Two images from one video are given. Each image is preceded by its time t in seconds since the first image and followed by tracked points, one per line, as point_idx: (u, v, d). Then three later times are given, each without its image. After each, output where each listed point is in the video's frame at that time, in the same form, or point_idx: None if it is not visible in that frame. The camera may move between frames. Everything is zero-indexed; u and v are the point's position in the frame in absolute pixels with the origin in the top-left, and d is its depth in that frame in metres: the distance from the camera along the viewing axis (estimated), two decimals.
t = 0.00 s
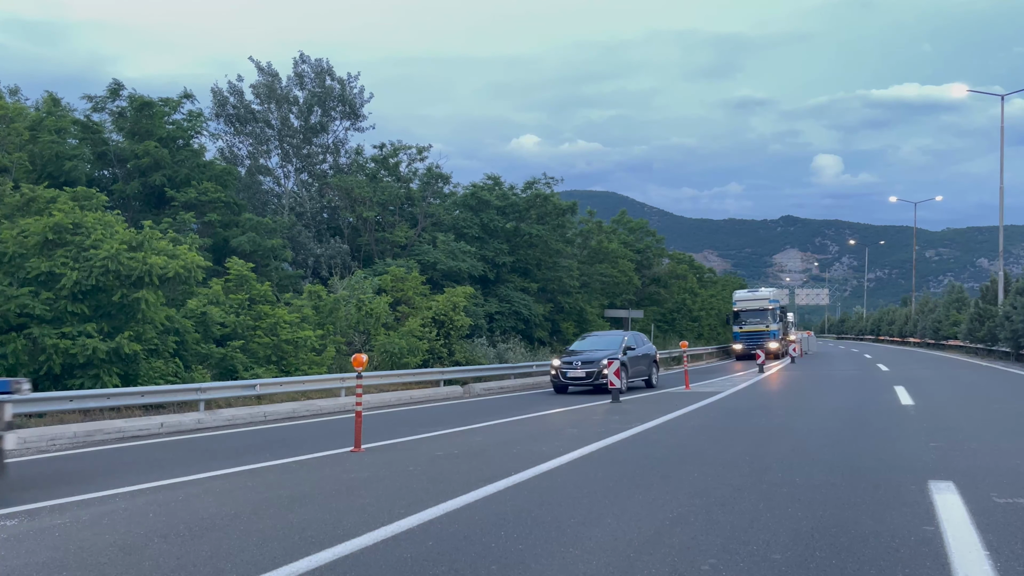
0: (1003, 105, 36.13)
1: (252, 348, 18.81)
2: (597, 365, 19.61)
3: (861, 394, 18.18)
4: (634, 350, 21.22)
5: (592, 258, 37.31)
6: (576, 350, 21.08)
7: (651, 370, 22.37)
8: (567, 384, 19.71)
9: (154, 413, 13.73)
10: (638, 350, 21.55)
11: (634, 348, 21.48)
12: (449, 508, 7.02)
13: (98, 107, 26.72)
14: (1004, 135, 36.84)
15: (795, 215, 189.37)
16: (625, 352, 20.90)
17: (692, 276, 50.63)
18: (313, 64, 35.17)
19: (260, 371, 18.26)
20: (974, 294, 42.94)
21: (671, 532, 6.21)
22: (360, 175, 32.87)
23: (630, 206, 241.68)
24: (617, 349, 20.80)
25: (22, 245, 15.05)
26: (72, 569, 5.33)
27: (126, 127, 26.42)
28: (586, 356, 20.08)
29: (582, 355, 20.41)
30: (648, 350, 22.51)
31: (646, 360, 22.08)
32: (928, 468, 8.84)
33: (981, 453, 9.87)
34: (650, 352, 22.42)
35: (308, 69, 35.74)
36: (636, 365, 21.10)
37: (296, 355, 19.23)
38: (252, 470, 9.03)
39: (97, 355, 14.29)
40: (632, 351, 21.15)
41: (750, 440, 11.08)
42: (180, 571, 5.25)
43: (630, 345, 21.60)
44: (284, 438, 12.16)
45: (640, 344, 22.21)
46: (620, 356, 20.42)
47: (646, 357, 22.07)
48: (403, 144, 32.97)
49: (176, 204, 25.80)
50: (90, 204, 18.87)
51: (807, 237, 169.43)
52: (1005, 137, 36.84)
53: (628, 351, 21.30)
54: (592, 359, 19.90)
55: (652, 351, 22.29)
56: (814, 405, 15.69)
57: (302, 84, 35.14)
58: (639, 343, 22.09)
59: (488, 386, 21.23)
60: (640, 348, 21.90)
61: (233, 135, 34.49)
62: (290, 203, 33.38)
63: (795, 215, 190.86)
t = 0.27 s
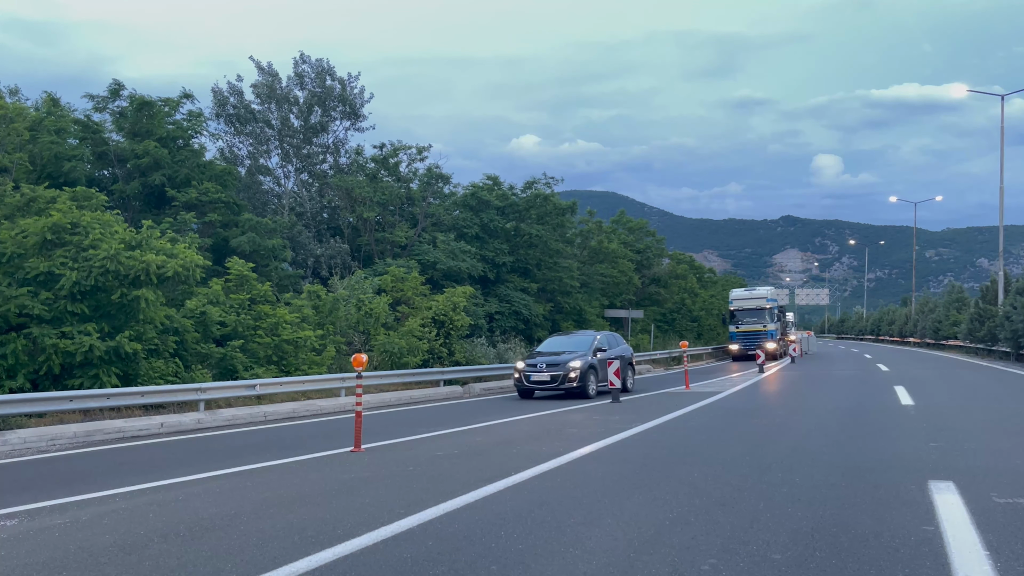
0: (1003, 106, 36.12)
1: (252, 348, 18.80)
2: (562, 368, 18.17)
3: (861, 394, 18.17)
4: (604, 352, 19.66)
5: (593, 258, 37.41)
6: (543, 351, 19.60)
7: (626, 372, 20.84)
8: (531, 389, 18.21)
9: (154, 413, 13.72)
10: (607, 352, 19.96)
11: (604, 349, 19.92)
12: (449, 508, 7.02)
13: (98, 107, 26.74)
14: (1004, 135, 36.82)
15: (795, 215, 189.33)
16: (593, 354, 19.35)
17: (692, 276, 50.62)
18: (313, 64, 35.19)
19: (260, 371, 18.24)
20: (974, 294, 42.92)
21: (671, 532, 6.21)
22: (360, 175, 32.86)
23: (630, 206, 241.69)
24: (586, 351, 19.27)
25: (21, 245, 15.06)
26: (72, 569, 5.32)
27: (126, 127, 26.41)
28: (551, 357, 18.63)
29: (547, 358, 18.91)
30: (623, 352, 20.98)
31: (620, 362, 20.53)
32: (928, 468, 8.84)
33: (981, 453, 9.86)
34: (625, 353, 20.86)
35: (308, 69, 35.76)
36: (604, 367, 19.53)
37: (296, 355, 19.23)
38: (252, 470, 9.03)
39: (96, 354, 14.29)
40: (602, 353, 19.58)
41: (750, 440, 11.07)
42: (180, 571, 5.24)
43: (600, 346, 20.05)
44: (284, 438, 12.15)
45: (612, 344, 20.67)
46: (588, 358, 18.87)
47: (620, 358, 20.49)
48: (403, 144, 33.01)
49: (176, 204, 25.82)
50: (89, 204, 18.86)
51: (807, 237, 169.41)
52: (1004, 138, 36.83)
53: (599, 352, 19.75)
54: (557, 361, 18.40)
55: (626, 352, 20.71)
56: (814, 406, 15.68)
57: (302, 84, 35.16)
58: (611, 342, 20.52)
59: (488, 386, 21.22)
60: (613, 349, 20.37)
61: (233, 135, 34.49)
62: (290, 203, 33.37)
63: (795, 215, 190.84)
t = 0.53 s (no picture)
0: (1003, 106, 36.11)
1: (253, 348, 18.80)
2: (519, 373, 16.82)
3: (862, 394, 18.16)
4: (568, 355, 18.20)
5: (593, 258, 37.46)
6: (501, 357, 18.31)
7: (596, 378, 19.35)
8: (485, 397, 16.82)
9: (154, 413, 13.73)
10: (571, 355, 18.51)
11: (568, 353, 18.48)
12: (449, 508, 7.02)
13: (98, 106, 26.73)
14: (1004, 135, 36.81)
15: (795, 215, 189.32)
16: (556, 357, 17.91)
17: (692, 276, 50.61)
18: (313, 64, 35.19)
19: (261, 371, 18.23)
20: (974, 294, 42.91)
21: (671, 532, 6.20)
22: (360, 175, 32.86)
23: (630, 206, 241.70)
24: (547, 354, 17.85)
25: (20, 245, 15.06)
26: (72, 569, 5.32)
27: (126, 127, 26.40)
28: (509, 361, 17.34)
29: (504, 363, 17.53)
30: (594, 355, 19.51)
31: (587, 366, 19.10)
32: (928, 468, 8.84)
33: (982, 453, 9.86)
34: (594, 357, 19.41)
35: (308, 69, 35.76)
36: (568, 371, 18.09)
37: (296, 355, 19.22)
38: (252, 470, 9.02)
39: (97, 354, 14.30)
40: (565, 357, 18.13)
41: (750, 441, 11.06)
42: (180, 571, 5.24)
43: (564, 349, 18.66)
44: (284, 438, 12.15)
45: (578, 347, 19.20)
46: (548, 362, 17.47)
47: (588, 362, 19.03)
48: (403, 144, 33.01)
49: (176, 204, 25.83)
50: (88, 203, 18.85)
51: (807, 237, 169.38)
52: (1004, 138, 36.83)
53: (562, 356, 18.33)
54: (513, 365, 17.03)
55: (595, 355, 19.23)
56: (814, 406, 15.67)
57: (302, 84, 35.16)
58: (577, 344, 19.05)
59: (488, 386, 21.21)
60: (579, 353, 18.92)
61: (232, 135, 34.48)
62: (290, 203, 33.37)
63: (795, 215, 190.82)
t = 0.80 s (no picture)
0: (1003, 106, 36.11)
1: (253, 348, 18.79)
2: (468, 378, 14.87)
3: (862, 394, 18.16)
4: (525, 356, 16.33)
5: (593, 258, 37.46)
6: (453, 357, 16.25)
7: (558, 380, 17.59)
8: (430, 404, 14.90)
9: (154, 413, 13.73)
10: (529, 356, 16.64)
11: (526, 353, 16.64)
12: (449, 508, 7.02)
13: (98, 106, 26.72)
14: (1004, 135, 36.80)
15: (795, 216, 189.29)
16: (510, 358, 16.07)
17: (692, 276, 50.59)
18: (313, 64, 35.20)
19: (261, 371, 18.23)
20: (974, 294, 42.91)
21: (670, 532, 6.20)
22: (360, 175, 32.85)
23: (630, 206, 241.73)
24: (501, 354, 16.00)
25: (19, 244, 15.06)
26: (72, 569, 5.33)
27: (126, 127, 26.40)
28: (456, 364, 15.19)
29: (452, 364, 15.60)
30: (556, 355, 17.73)
31: (549, 367, 17.23)
32: (928, 468, 8.84)
33: (982, 453, 9.86)
34: (556, 357, 17.62)
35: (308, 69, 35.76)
36: (525, 374, 16.26)
37: (296, 355, 19.21)
38: (252, 470, 9.02)
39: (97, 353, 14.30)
40: (522, 358, 16.27)
41: (751, 440, 11.06)
42: (180, 571, 5.24)
43: (523, 348, 16.83)
44: (284, 437, 12.14)
45: (539, 346, 17.35)
46: (502, 364, 15.58)
47: (549, 363, 17.23)
48: (403, 144, 33.02)
49: (176, 204, 25.84)
50: (88, 203, 18.84)
51: (807, 237, 169.35)
52: (1005, 138, 36.81)
53: (520, 356, 16.48)
54: (462, 368, 15.11)
55: (558, 356, 17.45)
56: (814, 406, 15.67)
57: (302, 84, 35.16)
58: (537, 342, 17.23)
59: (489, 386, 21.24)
60: (540, 353, 17.08)
61: (232, 135, 34.47)
62: (290, 203, 33.37)
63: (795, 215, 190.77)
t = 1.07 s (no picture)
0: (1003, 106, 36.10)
1: (253, 348, 18.79)
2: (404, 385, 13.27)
3: (862, 394, 18.17)
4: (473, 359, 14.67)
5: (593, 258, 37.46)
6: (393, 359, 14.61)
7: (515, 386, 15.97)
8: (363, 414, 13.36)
9: (154, 413, 13.72)
10: (479, 359, 14.97)
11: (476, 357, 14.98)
12: (449, 508, 7.02)
13: (98, 106, 26.71)
14: (1004, 135, 36.79)
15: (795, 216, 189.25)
16: (456, 362, 14.42)
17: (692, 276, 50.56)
18: (313, 63, 35.20)
19: (261, 371, 18.23)
20: (974, 294, 42.90)
21: (671, 532, 6.20)
22: (360, 175, 32.85)
23: (630, 206, 241.77)
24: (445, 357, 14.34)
25: (19, 244, 15.07)
26: (72, 569, 5.32)
27: (126, 127, 26.41)
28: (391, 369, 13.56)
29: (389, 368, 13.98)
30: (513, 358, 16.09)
31: (503, 372, 15.56)
32: (928, 468, 8.84)
33: (982, 453, 9.86)
34: (511, 360, 15.94)
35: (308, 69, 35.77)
36: (472, 379, 14.63)
37: (297, 355, 19.20)
38: (252, 470, 9.03)
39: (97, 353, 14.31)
40: (469, 361, 14.61)
41: (751, 440, 11.06)
42: (180, 571, 5.24)
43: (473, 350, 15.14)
44: (284, 437, 12.14)
45: (494, 348, 15.71)
46: (445, 369, 13.94)
47: (503, 367, 15.58)
48: (403, 144, 33.07)
49: (176, 204, 25.84)
50: (89, 204, 18.85)
51: (807, 237, 169.34)
52: (1004, 138, 36.81)
53: (467, 359, 14.81)
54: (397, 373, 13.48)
55: (513, 360, 15.80)
56: (814, 406, 15.67)
57: (302, 84, 35.17)
58: (489, 344, 15.60)
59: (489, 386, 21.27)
60: (493, 356, 15.43)
61: (232, 135, 34.47)
62: (290, 203, 33.37)
63: (795, 215, 190.76)
